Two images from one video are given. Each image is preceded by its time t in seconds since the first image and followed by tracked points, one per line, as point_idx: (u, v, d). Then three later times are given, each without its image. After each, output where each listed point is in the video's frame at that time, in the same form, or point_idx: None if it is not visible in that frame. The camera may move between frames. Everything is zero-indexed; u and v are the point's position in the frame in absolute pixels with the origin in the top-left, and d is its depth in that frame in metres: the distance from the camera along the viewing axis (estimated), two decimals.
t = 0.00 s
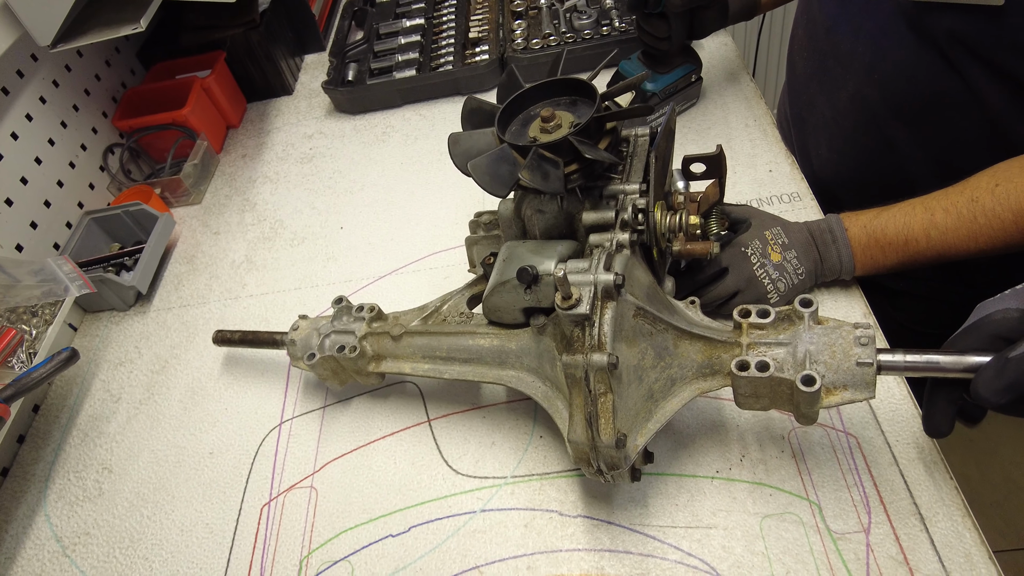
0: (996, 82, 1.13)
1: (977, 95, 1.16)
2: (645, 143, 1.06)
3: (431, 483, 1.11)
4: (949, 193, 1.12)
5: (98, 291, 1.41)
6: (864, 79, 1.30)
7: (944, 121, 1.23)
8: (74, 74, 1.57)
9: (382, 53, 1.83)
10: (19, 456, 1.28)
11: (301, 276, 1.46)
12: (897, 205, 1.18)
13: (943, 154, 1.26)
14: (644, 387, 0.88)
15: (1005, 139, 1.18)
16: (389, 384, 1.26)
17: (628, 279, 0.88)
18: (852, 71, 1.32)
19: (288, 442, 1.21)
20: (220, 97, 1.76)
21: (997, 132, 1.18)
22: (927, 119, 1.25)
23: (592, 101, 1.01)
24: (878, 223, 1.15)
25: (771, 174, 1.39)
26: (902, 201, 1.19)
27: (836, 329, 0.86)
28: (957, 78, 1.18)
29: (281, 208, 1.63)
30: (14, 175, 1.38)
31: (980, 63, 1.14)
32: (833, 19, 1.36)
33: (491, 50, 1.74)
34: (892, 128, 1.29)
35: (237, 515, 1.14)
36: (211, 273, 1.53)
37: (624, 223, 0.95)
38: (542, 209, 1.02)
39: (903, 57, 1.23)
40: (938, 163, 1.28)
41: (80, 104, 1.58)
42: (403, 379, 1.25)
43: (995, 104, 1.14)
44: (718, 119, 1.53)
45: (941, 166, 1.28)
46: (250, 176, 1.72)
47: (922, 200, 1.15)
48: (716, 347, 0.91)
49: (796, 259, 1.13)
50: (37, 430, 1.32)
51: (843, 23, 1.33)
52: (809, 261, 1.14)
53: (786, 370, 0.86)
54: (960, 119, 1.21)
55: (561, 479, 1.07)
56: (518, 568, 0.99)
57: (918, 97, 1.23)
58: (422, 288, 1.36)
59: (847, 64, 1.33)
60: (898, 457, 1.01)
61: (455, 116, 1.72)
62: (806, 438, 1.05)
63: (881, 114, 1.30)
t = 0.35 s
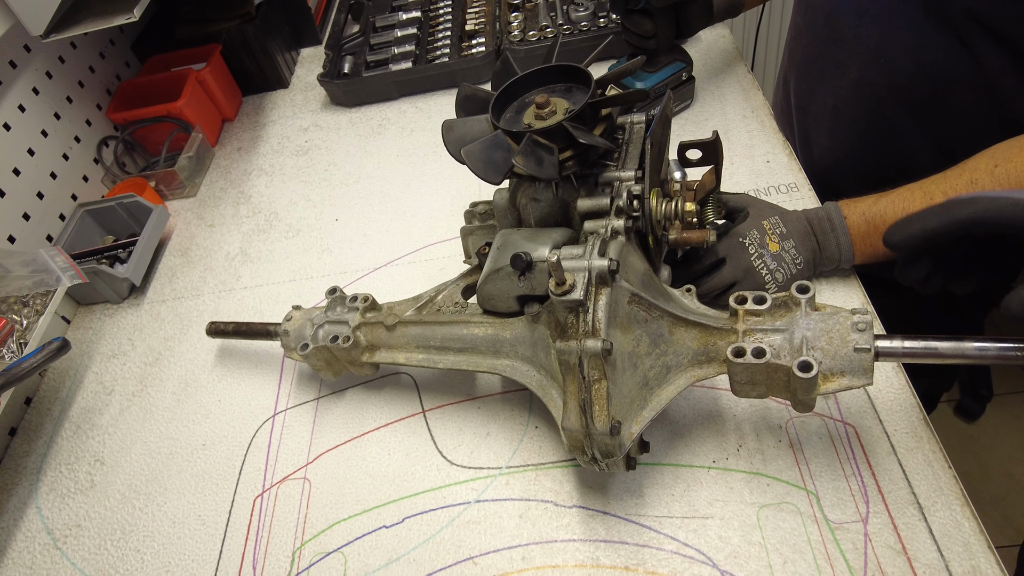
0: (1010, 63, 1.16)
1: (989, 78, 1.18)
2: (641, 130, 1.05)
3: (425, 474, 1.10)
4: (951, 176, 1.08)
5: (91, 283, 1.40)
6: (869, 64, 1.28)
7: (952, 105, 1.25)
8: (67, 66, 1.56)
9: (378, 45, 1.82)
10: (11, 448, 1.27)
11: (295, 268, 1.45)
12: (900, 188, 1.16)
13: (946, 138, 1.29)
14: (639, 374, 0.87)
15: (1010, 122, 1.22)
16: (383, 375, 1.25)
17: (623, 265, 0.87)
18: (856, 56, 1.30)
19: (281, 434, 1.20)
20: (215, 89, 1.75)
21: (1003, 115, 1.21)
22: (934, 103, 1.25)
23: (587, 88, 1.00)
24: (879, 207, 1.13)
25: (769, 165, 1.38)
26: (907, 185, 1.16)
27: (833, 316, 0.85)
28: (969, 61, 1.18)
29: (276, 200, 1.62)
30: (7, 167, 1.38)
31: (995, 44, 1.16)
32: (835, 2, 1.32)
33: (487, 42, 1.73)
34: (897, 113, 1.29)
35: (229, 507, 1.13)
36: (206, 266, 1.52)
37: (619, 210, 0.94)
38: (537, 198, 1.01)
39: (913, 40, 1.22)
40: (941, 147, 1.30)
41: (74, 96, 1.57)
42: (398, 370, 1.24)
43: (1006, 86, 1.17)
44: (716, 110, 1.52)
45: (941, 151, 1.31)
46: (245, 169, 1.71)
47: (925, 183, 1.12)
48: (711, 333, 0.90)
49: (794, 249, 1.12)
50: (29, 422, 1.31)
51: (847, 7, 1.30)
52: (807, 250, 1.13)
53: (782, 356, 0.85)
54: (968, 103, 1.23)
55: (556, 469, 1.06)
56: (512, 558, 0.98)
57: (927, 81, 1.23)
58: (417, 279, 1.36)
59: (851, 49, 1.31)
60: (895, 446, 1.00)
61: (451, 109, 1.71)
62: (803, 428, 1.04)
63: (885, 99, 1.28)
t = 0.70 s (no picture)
0: (1001, 57, 1.14)
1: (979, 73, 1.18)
2: (632, 122, 1.06)
3: (417, 466, 1.10)
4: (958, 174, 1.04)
5: (86, 277, 1.41)
6: (860, 55, 1.30)
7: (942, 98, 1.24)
8: (64, 62, 1.57)
9: (373, 43, 1.83)
10: (5, 441, 1.28)
11: (289, 263, 1.46)
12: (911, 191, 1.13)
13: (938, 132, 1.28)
14: (628, 363, 0.88)
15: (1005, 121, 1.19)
16: (376, 369, 1.25)
17: (612, 254, 0.88)
18: (847, 48, 1.32)
19: (274, 426, 1.21)
20: (211, 86, 1.76)
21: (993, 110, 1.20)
22: (925, 96, 1.26)
23: (577, 80, 1.01)
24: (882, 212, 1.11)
25: (761, 160, 1.39)
26: (914, 186, 1.14)
27: (821, 305, 0.85)
28: (962, 53, 1.18)
29: (271, 196, 1.63)
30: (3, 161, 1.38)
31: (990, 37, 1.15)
32: None
33: (482, 39, 1.74)
34: (889, 105, 1.30)
35: (222, 499, 1.13)
36: (200, 261, 1.52)
37: (609, 201, 0.94)
38: (528, 190, 1.01)
39: (905, 33, 1.23)
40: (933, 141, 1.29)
41: (70, 92, 1.58)
42: (391, 363, 1.25)
43: (998, 80, 1.15)
44: (709, 106, 1.53)
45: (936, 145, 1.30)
46: (240, 165, 1.72)
47: (931, 184, 1.10)
48: (700, 323, 0.91)
49: (792, 263, 1.10)
50: (23, 416, 1.31)
51: None
52: (809, 262, 1.10)
53: (770, 345, 0.85)
54: (962, 94, 1.22)
55: (547, 461, 1.06)
56: (502, 549, 0.98)
57: (919, 71, 1.24)
58: (411, 273, 1.36)
59: (843, 42, 1.33)
60: (885, 437, 1.00)
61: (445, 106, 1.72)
62: (793, 420, 1.05)
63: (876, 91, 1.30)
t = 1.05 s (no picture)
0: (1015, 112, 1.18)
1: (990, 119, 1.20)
2: (630, 130, 1.07)
3: (416, 469, 1.11)
4: (963, 212, 1.07)
5: (89, 281, 1.42)
6: (878, 93, 1.32)
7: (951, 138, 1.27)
8: (69, 69, 1.59)
9: (375, 52, 1.85)
10: (6, 444, 1.29)
11: (290, 268, 1.47)
12: (910, 219, 1.14)
13: (941, 168, 1.32)
14: (624, 366, 0.89)
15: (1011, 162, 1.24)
16: (375, 373, 1.26)
17: (609, 259, 0.89)
18: (867, 86, 1.34)
19: (274, 430, 1.22)
20: (214, 93, 1.78)
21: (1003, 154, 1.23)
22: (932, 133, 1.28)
23: (576, 88, 1.02)
24: (880, 237, 1.11)
25: (757, 168, 1.41)
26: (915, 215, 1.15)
27: (814, 310, 0.87)
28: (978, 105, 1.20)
29: (272, 203, 1.64)
30: (8, 166, 1.40)
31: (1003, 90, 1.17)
32: (853, 27, 1.36)
33: (482, 48, 1.76)
34: (897, 139, 1.33)
35: (222, 501, 1.14)
36: (202, 266, 1.54)
37: (606, 207, 0.96)
38: (528, 196, 1.03)
39: (922, 78, 1.24)
40: (937, 177, 1.33)
41: (75, 98, 1.60)
42: (391, 368, 1.26)
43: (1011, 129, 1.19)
44: (706, 115, 1.55)
45: (937, 181, 1.33)
46: (242, 172, 1.74)
47: (934, 216, 1.11)
48: (696, 328, 0.92)
49: (790, 271, 1.11)
50: (25, 418, 1.32)
51: (863, 34, 1.33)
52: (806, 271, 1.12)
53: (765, 349, 0.86)
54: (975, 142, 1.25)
55: (545, 464, 1.07)
56: (500, 552, 0.99)
57: (935, 116, 1.26)
58: (411, 279, 1.37)
59: (864, 77, 1.35)
60: (879, 442, 1.01)
61: (446, 114, 1.74)
62: (789, 424, 1.06)
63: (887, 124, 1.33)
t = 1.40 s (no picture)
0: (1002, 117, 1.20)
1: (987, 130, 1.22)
2: (631, 138, 1.08)
3: (414, 477, 1.10)
4: (964, 217, 1.07)
5: (88, 287, 1.42)
6: (875, 96, 1.33)
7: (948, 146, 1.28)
8: (72, 75, 1.59)
9: (377, 62, 1.86)
10: None
11: (290, 275, 1.47)
12: (909, 225, 1.15)
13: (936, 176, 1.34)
14: (626, 372, 0.89)
15: (1005, 171, 1.26)
16: (374, 381, 1.26)
17: (611, 265, 0.89)
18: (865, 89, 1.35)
19: (272, 436, 1.21)
20: (216, 101, 1.79)
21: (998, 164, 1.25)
22: (928, 139, 1.29)
23: (578, 96, 1.03)
24: (880, 245, 1.11)
25: (758, 178, 1.41)
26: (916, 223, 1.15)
27: (816, 317, 0.86)
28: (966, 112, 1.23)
29: (273, 210, 1.64)
30: (8, 171, 1.40)
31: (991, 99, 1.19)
32: (855, 32, 1.36)
33: (484, 59, 1.77)
34: (891, 142, 1.34)
35: (218, 509, 1.13)
36: (201, 273, 1.53)
37: (608, 213, 0.96)
38: (529, 203, 1.03)
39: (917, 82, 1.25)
40: (933, 183, 1.35)
41: (77, 105, 1.60)
42: (390, 375, 1.26)
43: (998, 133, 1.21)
44: (706, 126, 1.56)
45: (930, 185, 1.35)
46: (243, 180, 1.74)
47: (934, 223, 1.11)
48: (697, 334, 0.92)
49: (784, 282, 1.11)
50: (20, 424, 1.31)
51: (864, 38, 1.34)
52: (800, 283, 1.12)
53: (767, 356, 0.86)
54: (961, 145, 1.27)
55: (545, 473, 1.06)
56: (499, 561, 0.98)
57: (927, 119, 1.27)
58: (411, 286, 1.37)
59: (863, 81, 1.36)
60: (881, 451, 1.01)
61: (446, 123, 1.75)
62: (790, 433, 1.05)
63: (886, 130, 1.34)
